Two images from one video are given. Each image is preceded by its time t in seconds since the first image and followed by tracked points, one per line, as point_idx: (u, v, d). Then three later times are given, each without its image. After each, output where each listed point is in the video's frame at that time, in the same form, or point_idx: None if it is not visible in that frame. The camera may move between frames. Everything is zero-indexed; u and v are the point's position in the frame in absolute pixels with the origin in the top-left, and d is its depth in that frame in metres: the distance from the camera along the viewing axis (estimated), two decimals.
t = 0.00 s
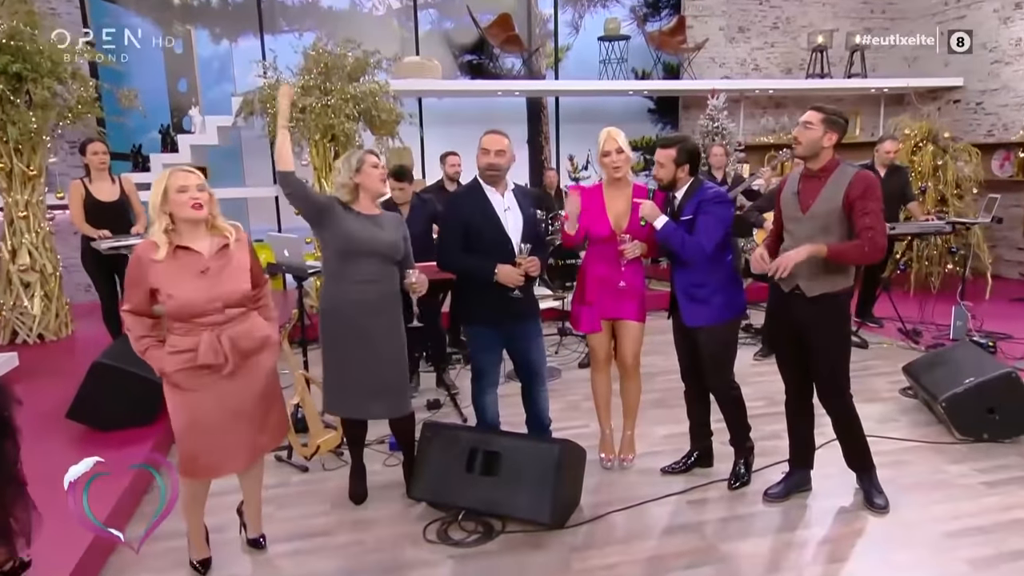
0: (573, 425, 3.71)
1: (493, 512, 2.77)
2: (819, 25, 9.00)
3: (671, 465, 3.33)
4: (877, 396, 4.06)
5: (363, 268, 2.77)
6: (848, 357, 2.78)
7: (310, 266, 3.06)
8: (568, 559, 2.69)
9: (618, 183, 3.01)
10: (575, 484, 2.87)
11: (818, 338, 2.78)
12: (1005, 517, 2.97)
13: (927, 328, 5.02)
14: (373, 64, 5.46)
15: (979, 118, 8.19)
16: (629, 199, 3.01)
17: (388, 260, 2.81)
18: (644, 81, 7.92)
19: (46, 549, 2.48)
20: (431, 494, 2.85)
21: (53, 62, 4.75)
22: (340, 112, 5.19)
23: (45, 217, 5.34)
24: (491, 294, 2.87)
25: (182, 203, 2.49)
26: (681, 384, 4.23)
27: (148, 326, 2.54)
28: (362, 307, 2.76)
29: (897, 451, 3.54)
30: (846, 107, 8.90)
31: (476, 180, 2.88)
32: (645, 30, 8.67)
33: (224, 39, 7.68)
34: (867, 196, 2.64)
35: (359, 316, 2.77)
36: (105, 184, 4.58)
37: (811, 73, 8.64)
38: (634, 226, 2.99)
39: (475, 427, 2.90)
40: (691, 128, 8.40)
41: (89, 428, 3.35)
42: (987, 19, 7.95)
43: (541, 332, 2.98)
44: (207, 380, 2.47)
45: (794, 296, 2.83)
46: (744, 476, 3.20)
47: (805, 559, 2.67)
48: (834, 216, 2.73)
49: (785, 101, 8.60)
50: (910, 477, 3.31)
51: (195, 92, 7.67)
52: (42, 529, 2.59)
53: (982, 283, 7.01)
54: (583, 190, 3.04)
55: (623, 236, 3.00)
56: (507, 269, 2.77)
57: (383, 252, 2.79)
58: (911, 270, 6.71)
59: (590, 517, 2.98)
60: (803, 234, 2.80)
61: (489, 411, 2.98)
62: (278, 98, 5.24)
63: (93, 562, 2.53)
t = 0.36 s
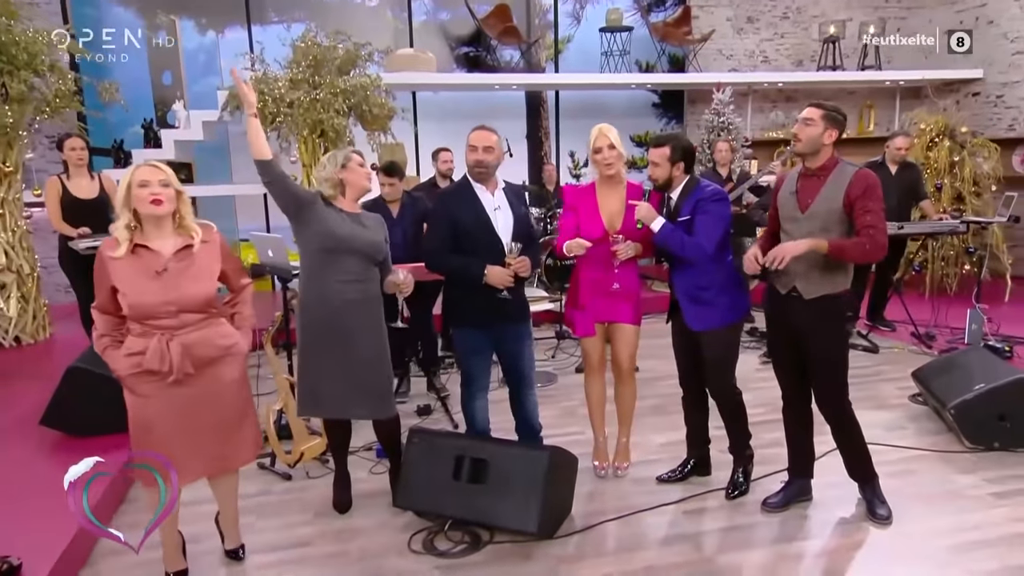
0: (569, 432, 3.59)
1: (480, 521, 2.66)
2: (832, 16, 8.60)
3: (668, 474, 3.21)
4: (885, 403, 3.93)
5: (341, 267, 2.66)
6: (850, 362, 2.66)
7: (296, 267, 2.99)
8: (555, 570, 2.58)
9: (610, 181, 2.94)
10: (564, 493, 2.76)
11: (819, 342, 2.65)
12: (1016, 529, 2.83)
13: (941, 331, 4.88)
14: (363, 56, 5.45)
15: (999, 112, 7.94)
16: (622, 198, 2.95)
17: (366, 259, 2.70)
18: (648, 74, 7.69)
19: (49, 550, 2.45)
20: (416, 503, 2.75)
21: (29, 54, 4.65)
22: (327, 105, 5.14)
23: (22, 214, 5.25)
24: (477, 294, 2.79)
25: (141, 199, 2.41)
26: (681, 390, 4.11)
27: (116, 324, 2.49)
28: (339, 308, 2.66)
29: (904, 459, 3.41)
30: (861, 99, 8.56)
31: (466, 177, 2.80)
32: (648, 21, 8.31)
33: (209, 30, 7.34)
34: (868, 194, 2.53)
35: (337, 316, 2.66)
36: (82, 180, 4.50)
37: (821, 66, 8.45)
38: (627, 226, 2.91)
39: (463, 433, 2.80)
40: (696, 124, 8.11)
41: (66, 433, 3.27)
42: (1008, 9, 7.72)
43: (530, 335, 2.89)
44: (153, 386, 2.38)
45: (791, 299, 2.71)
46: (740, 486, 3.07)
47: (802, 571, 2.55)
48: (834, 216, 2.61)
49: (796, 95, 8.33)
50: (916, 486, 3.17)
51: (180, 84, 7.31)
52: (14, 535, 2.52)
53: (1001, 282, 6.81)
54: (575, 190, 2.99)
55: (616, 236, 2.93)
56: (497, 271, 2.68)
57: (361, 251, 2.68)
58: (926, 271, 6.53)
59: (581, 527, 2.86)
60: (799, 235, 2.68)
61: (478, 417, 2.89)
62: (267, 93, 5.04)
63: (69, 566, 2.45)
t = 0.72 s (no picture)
0: (567, 439, 3.47)
1: (469, 528, 2.55)
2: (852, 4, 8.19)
3: (667, 483, 3.09)
4: (899, 410, 3.78)
5: (332, 269, 2.56)
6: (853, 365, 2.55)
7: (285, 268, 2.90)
8: None
9: (604, 175, 2.84)
10: (557, 500, 2.65)
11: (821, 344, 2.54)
12: None
13: (960, 336, 4.73)
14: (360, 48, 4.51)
15: None
16: (618, 192, 2.83)
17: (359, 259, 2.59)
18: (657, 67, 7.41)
19: (33, 553, 2.36)
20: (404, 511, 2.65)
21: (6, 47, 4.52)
22: (321, 100, 4.22)
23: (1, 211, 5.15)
24: (470, 294, 2.68)
25: (133, 196, 2.29)
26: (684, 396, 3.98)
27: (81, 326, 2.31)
28: (329, 311, 2.55)
29: (915, 470, 3.27)
30: (879, 93, 8.26)
31: (459, 173, 2.72)
32: (656, 10, 7.82)
33: (198, 21, 6.92)
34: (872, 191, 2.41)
35: (327, 317, 2.56)
36: (65, 176, 4.46)
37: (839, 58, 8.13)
38: (624, 220, 2.79)
39: (454, 440, 2.71)
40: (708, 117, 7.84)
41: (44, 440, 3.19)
42: None
43: (526, 337, 2.79)
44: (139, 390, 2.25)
45: (792, 299, 2.59)
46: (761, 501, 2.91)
47: None
48: (837, 213, 2.48)
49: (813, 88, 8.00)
50: (927, 498, 3.04)
51: (168, 78, 6.90)
52: None
53: None
54: (567, 187, 2.85)
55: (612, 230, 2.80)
56: (491, 269, 2.60)
57: (354, 251, 2.57)
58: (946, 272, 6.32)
59: (575, 537, 2.75)
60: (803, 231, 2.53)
61: (471, 423, 2.79)
62: (255, 84, 4.13)
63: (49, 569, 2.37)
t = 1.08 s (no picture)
0: (567, 445, 3.36)
1: (458, 539, 2.46)
2: None
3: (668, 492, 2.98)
4: (914, 416, 3.64)
5: (336, 288, 2.43)
6: (874, 366, 2.41)
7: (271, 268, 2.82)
8: None
9: (602, 175, 2.76)
10: (549, 508, 2.58)
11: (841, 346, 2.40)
12: None
13: (983, 341, 4.57)
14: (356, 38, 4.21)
15: None
16: (618, 195, 2.76)
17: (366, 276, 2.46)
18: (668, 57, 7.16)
19: (10, 556, 2.28)
20: (393, 521, 2.56)
21: None
22: (315, 93, 3.83)
23: None
24: (465, 294, 2.61)
25: (142, 195, 2.16)
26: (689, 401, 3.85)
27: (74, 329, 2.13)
28: (331, 329, 2.45)
29: (928, 480, 3.13)
30: (902, 85, 7.96)
31: (451, 171, 2.62)
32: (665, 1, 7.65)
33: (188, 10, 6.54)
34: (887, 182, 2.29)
35: (325, 328, 2.45)
36: (47, 171, 4.37)
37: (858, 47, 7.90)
38: (625, 221, 2.73)
39: (446, 447, 2.62)
40: (718, 110, 7.66)
41: (23, 445, 3.11)
42: None
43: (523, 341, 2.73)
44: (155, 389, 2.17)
45: (813, 301, 2.43)
46: (761, 514, 2.78)
47: None
48: (854, 206, 2.34)
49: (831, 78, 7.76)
50: (940, 509, 2.90)
51: (158, 70, 6.56)
52: None
53: None
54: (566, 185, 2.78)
55: (612, 231, 2.73)
56: (486, 267, 2.53)
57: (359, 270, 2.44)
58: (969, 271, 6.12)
59: (569, 547, 2.65)
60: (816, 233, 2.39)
61: (463, 429, 2.71)
62: (246, 77, 3.71)
63: None
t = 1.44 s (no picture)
0: (569, 452, 3.25)
1: (450, 548, 2.38)
2: None
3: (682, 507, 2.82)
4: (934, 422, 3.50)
5: (321, 272, 2.32)
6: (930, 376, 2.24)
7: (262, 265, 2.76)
8: None
9: (605, 170, 2.67)
10: (546, 516, 2.49)
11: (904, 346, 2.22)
12: None
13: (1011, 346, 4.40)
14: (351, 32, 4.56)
15: None
16: (620, 191, 2.66)
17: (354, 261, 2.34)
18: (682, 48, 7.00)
19: None
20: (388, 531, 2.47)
21: None
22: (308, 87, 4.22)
23: None
24: (463, 298, 2.55)
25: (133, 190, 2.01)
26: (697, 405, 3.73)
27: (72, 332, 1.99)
28: (317, 315, 2.33)
29: (946, 493, 2.99)
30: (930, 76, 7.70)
31: (446, 167, 2.54)
32: None
33: None
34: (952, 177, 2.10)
35: (315, 315, 2.34)
36: (31, 167, 4.25)
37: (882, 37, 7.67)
38: (625, 218, 2.62)
39: (441, 453, 2.53)
40: (734, 102, 7.45)
41: (9, 447, 3.05)
42: None
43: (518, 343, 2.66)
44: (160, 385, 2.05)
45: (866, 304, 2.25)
46: (767, 525, 2.64)
47: None
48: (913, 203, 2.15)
49: (854, 69, 7.55)
50: (957, 523, 2.77)
51: (150, 60, 6.50)
52: None
53: None
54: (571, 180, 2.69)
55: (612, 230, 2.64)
56: (478, 263, 2.48)
57: (345, 252, 2.32)
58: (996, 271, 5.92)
59: (566, 558, 2.55)
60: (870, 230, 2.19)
61: (459, 434, 2.65)
62: (240, 71, 4.18)
63: None
